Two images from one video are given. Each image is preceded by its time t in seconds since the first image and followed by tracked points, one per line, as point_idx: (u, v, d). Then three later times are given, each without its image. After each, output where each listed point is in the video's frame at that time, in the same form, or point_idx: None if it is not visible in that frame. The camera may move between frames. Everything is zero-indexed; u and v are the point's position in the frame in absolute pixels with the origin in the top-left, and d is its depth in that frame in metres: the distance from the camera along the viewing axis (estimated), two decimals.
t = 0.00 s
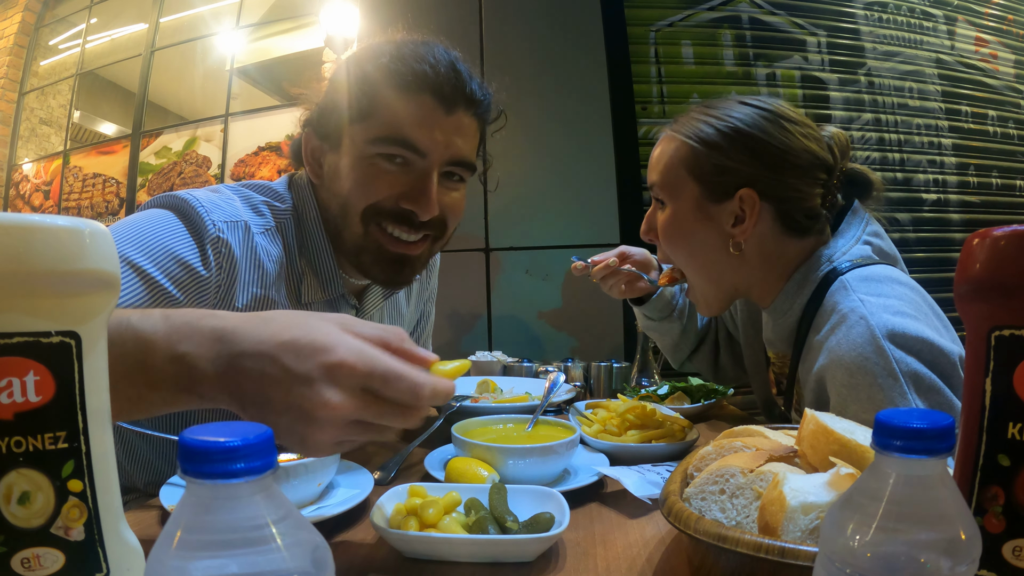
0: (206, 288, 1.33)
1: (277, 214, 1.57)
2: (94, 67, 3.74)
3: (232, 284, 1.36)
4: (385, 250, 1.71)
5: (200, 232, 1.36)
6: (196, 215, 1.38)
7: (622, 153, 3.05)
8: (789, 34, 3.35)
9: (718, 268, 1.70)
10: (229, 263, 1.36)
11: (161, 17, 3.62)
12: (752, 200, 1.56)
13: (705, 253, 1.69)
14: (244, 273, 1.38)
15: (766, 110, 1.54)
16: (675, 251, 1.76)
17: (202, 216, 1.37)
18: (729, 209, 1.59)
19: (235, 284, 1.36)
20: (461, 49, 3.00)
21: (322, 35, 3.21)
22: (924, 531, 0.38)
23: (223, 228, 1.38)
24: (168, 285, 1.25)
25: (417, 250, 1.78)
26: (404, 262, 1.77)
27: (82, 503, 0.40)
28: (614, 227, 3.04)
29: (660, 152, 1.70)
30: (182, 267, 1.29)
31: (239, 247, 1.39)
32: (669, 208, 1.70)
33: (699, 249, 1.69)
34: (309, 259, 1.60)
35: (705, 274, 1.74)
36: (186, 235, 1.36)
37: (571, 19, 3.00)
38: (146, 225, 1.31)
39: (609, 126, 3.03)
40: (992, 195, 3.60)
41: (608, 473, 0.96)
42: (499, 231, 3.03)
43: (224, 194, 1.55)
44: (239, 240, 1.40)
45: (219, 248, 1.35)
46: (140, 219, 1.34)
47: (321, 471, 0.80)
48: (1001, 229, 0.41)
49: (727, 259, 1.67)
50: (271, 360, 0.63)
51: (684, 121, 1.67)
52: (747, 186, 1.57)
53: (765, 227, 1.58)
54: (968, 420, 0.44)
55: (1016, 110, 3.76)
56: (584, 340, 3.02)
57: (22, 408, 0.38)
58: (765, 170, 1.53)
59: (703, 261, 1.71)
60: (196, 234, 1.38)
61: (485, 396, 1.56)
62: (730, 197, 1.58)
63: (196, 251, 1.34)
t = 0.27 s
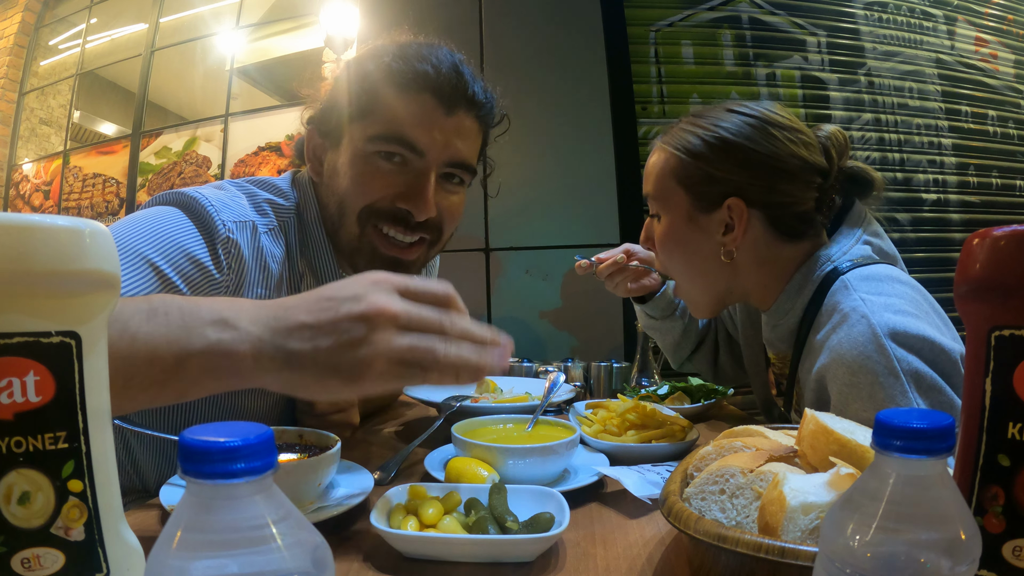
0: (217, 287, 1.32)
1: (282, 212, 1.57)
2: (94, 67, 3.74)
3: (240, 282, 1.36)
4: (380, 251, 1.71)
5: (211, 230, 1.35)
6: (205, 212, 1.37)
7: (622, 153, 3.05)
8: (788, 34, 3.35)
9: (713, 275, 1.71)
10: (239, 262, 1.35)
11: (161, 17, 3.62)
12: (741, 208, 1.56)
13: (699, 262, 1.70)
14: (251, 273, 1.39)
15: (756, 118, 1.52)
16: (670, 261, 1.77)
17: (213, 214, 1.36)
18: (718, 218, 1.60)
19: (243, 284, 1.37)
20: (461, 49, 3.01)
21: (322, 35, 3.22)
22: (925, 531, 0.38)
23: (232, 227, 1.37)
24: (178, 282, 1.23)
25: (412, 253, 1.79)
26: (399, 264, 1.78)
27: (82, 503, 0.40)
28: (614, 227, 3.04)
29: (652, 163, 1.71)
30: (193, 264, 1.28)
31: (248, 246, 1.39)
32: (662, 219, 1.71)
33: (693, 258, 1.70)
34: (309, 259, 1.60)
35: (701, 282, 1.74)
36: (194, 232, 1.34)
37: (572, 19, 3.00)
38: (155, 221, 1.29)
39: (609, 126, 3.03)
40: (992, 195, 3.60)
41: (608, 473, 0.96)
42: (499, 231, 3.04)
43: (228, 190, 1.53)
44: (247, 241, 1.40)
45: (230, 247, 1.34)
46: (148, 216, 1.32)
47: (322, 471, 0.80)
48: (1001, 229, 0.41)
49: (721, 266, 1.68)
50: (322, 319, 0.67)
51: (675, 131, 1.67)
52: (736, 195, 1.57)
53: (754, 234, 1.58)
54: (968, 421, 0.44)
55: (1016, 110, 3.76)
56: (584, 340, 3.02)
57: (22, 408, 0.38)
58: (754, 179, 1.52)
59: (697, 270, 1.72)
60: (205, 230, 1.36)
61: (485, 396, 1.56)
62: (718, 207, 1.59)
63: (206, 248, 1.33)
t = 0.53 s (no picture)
0: (218, 288, 1.32)
1: (284, 213, 1.57)
2: (94, 67, 3.75)
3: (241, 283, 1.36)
4: (383, 252, 1.70)
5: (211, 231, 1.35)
6: (206, 213, 1.37)
7: (623, 153, 3.05)
8: (789, 34, 3.35)
9: (729, 261, 1.71)
10: (240, 263, 1.35)
11: (161, 17, 3.62)
12: (752, 188, 1.57)
13: (714, 249, 1.70)
14: (252, 274, 1.39)
15: (762, 105, 1.55)
16: (686, 251, 1.78)
17: (213, 215, 1.36)
18: (730, 202, 1.61)
19: (244, 285, 1.37)
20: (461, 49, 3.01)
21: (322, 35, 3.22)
22: (926, 531, 0.38)
23: (233, 228, 1.37)
24: (179, 282, 1.23)
25: (416, 253, 1.77)
26: (403, 264, 1.76)
27: (82, 503, 0.40)
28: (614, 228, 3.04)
29: (664, 159, 1.74)
30: (193, 265, 1.28)
31: (248, 247, 1.39)
32: (676, 209, 1.72)
33: (709, 246, 1.70)
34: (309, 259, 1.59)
35: (718, 270, 1.75)
36: (195, 233, 1.34)
37: (572, 19, 3.01)
38: (156, 223, 1.29)
39: (610, 126, 3.03)
40: (992, 195, 3.60)
41: (608, 473, 0.96)
42: (499, 231, 3.04)
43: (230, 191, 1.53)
44: (249, 242, 1.40)
45: (231, 249, 1.34)
46: (150, 217, 1.32)
47: (322, 471, 0.80)
48: (1001, 229, 0.41)
49: (736, 252, 1.68)
50: (336, 340, 0.75)
51: (685, 125, 1.70)
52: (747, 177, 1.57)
53: (766, 216, 1.58)
54: (968, 421, 0.44)
55: (1016, 110, 3.76)
56: (584, 340, 3.02)
57: (22, 408, 0.38)
58: (765, 158, 1.54)
59: (713, 256, 1.72)
60: (205, 231, 1.36)
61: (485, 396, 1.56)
62: (727, 190, 1.60)
63: (206, 250, 1.33)
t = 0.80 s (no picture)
0: (217, 288, 1.32)
1: (284, 215, 1.57)
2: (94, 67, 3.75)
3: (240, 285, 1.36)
4: (385, 253, 1.70)
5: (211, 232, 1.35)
6: (206, 214, 1.37)
7: (622, 153, 3.05)
8: (788, 34, 3.35)
9: (782, 233, 1.64)
10: (239, 264, 1.35)
11: (161, 17, 3.62)
12: (812, 158, 1.51)
13: (768, 221, 1.64)
14: (252, 275, 1.39)
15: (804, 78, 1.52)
16: (733, 224, 1.71)
17: (213, 216, 1.36)
18: (786, 172, 1.54)
19: (244, 286, 1.37)
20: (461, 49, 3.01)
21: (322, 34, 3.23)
22: (926, 532, 0.38)
23: (233, 229, 1.37)
24: (178, 283, 1.23)
25: (417, 254, 1.77)
26: (402, 264, 1.75)
27: (82, 503, 0.40)
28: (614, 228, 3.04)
29: (710, 129, 1.64)
30: (193, 266, 1.28)
31: (248, 249, 1.39)
32: (726, 179, 1.63)
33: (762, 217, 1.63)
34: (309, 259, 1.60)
35: (768, 243, 1.69)
36: (194, 234, 1.34)
37: (573, 19, 3.01)
38: (156, 223, 1.29)
39: (610, 126, 3.03)
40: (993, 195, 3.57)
41: (608, 473, 0.96)
42: (499, 231, 3.04)
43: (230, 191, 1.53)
44: (249, 243, 1.40)
45: (230, 250, 1.35)
46: (150, 217, 1.32)
47: (322, 470, 0.80)
48: (1001, 229, 0.41)
49: (789, 223, 1.62)
50: (335, 340, 0.75)
51: (726, 98, 1.62)
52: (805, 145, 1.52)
53: (823, 186, 1.53)
54: (968, 422, 0.44)
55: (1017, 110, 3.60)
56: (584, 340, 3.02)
57: (22, 408, 0.38)
58: (817, 128, 1.50)
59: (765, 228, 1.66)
60: (204, 232, 1.36)
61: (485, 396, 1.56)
62: (785, 160, 1.53)
63: (206, 250, 1.33)
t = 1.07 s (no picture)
0: (216, 289, 1.32)
1: (284, 216, 1.57)
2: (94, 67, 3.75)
3: (238, 286, 1.36)
4: (389, 252, 1.70)
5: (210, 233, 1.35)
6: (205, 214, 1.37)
7: (623, 152, 3.06)
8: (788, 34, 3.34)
9: (831, 217, 1.53)
10: (238, 266, 1.35)
11: (161, 17, 3.62)
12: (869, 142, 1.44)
13: (819, 203, 1.52)
14: (251, 275, 1.39)
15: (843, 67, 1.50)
16: (778, 206, 1.57)
17: (213, 216, 1.36)
18: (843, 154, 1.45)
19: (244, 287, 1.37)
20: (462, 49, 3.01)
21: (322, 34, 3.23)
22: (926, 531, 0.38)
23: (232, 230, 1.37)
24: (178, 285, 1.24)
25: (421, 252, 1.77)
26: (405, 263, 1.76)
27: (82, 503, 0.40)
28: (614, 227, 3.04)
29: (762, 103, 1.49)
30: (192, 267, 1.28)
31: (247, 250, 1.39)
32: (781, 155, 1.49)
33: (814, 199, 1.51)
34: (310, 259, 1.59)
35: (811, 228, 1.58)
36: (193, 234, 1.34)
37: (573, 19, 3.01)
38: (155, 224, 1.29)
39: (610, 126, 3.03)
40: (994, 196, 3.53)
41: (608, 473, 0.96)
42: (499, 231, 3.04)
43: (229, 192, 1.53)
44: (248, 244, 1.40)
45: (230, 251, 1.35)
46: (150, 217, 1.32)
47: (322, 470, 0.80)
48: (1001, 229, 0.41)
49: (840, 208, 1.52)
50: (334, 343, 0.75)
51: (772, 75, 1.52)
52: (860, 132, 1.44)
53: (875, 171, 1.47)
54: (967, 422, 0.44)
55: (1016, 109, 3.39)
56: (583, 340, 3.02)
57: (22, 408, 0.38)
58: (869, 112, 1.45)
59: (816, 211, 1.53)
60: (203, 233, 1.36)
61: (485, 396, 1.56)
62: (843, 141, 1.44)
63: (205, 252, 1.33)
